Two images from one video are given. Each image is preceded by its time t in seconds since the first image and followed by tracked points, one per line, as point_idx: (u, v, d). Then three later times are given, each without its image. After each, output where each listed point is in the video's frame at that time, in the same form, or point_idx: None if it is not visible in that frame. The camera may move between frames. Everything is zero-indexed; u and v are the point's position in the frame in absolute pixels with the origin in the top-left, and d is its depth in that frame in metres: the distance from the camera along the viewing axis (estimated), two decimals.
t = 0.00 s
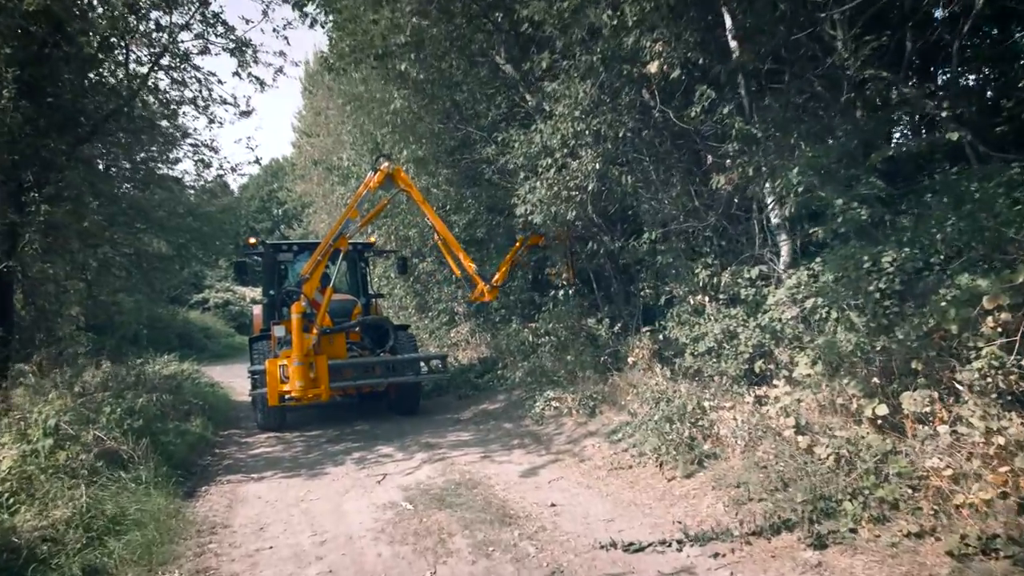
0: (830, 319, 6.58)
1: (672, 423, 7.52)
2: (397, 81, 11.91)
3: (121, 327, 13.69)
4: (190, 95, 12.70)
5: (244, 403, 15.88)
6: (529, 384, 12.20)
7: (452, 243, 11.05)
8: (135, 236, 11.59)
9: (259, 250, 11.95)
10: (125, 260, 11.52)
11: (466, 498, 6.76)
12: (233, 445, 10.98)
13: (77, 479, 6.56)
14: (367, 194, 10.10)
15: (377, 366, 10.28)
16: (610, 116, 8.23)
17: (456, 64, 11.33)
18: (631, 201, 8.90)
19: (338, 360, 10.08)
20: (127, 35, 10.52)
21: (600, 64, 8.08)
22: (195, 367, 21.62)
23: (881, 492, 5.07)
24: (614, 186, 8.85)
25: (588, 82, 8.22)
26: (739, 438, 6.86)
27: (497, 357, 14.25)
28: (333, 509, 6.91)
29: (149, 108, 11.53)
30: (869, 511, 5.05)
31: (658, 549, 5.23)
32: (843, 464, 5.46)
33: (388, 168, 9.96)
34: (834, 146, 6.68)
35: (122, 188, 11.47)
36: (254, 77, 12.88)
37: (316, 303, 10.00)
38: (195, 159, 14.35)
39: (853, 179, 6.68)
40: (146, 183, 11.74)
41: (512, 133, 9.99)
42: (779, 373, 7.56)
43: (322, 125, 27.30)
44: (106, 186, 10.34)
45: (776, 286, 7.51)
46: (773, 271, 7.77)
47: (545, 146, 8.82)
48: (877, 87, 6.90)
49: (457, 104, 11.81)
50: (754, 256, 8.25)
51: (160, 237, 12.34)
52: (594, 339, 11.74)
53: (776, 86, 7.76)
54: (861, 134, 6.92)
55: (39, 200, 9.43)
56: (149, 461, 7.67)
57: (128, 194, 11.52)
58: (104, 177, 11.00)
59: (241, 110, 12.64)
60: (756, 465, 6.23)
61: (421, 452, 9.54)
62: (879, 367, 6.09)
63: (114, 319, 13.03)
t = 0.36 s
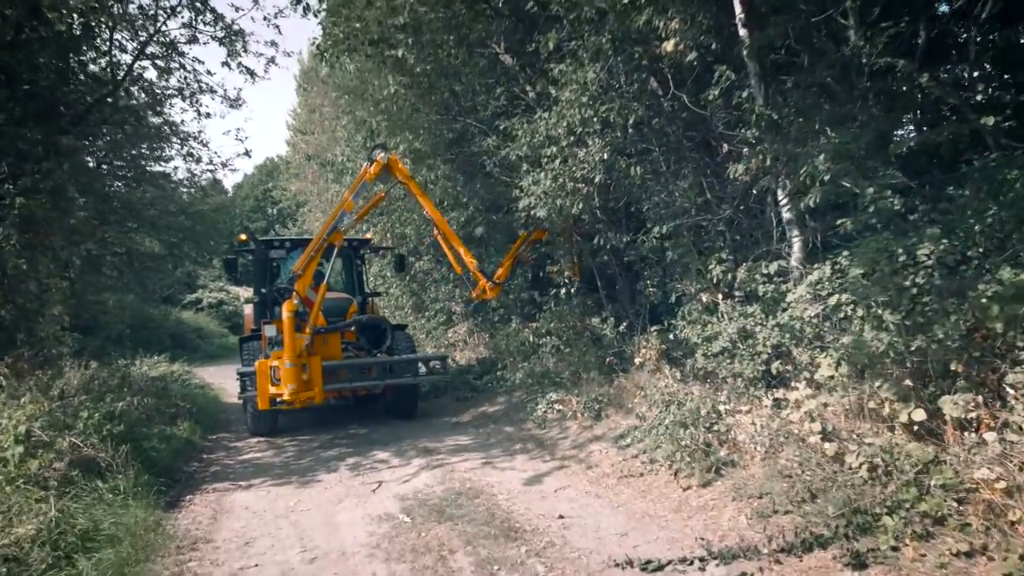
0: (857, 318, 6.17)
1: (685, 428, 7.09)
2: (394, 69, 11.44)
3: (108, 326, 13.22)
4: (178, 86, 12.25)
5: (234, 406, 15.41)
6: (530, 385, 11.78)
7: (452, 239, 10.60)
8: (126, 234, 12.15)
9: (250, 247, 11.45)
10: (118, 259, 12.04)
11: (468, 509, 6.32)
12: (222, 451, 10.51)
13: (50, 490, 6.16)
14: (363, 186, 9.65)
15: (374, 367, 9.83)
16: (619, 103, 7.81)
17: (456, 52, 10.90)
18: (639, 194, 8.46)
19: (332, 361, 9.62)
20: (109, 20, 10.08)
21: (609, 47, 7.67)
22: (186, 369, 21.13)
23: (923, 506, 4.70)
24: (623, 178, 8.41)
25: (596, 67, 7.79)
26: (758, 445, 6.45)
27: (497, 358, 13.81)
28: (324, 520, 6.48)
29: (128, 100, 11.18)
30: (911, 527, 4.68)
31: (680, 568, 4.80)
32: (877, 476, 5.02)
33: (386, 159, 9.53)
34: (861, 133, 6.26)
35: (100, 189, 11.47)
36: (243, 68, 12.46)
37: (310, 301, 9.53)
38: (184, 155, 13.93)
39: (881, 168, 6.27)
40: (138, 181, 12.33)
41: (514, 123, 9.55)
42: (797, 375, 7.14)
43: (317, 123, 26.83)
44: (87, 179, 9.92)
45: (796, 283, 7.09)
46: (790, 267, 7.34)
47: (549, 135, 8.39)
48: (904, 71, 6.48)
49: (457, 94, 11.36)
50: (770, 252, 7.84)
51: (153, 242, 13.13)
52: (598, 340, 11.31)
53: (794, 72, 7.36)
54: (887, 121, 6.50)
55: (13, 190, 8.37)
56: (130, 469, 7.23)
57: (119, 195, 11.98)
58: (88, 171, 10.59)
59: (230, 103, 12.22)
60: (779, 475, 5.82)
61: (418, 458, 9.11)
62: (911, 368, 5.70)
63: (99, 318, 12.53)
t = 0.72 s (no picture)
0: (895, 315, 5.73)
1: (704, 434, 6.63)
2: (393, 55, 10.94)
3: (94, 322, 12.71)
4: (168, 73, 11.73)
5: (227, 405, 14.95)
6: (533, 386, 11.33)
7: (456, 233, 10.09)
8: (120, 230, 12.50)
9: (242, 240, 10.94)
10: (113, 255, 12.35)
11: (472, 522, 5.85)
12: (212, 454, 10.03)
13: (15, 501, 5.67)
14: (362, 176, 9.16)
15: (373, 367, 9.34)
16: (635, 86, 7.30)
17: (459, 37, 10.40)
18: (653, 185, 8.00)
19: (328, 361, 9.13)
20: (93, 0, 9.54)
21: (625, 24, 7.18)
22: (180, 366, 20.68)
23: (981, 526, 4.45)
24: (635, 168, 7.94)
25: (611, 48, 7.28)
26: (785, 453, 5.99)
27: (498, 357, 13.36)
28: (316, 533, 6.01)
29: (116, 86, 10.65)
30: (968, 546, 4.41)
31: None
32: (926, 488, 4.83)
33: (385, 146, 9.04)
34: (901, 117, 5.77)
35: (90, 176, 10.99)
36: (236, 55, 11.97)
37: (305, 297, 9.02)
38: (176, 147, 13.43)
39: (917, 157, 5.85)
40: (133, 176, 12.58)
41: (521, 110, 9.06)
42: (823, 377, 6.69)
43: (314, 118, 26.33)
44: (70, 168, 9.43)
45: (824, 280, 6.62)
46: (817, 263, 6.89)
47: (558, 121, 7.90)
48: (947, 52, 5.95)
49: (459, 81, 10.88)
50: (792, 247, 7.39)
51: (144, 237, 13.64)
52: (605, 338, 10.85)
53: (821, 54, 6.87)
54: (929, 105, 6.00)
55: None
56: (108, 477, 6.75)
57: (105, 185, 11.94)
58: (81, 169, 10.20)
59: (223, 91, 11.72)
60: (809, 487, 5.38)
61: (417, 463, 8.66)
62: (954, 370, 5.32)
63: (84, 314, 12.02)
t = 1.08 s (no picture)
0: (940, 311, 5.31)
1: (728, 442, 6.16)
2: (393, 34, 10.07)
3: (82, 317, 12.21)
4: (159, 59, 11.26)
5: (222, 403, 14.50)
6: (540, 386, 10.85)
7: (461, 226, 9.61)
8: (115, 223, 12.21)
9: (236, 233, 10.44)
10: (108, 250, 12.09)
11: (480, 537, 5.38)
12: (203, 457, 9.56)
13: None
14: (362, 163, 8.70)
15: (374, 368, 8.87)
16: (655, 67, 6.80)
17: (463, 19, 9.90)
18: (670, 174, 7.51)
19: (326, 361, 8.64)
20: None
21: None
22: (176, 363, 20.22)
23: None
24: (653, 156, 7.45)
25: (629, 23, 6.69)
26: (818, 464, 5.53)
27: (502, 356, 12.88)
28: (310, 548, 5.54)
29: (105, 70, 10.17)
30: None
31: None
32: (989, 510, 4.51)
33: (387, 132, 8.58)
34: (952, 97, 5.25)
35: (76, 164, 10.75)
36: (230, 40, 11.49)
37: (301, 293, 8.53)
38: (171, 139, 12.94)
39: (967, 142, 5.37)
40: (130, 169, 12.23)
41: (530, 95, 8.56)
42: (857, 381, 6.21)
43: (313, 111, 25.85)
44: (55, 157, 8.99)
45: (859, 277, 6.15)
46: (851, 257, 6.40)
47: (570, 106, 7.41)
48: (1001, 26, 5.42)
49: (463, 66, 10.38)
50: (822, 240, 6.89)
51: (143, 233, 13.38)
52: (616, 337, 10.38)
53: (857, 31, 6.35)
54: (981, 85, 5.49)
55: None
56: (86, 484, 6.36)
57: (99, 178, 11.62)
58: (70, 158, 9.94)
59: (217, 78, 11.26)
60: (850, 502, 4.91)
61: (419, 468, 8.18)
62: (1008, 377, 4.96)
63: (72, 309, 11.55)
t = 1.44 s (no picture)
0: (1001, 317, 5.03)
1: (757, 451, 5.68)
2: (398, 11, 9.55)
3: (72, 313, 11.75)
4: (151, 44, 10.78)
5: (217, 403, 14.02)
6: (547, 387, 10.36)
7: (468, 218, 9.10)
8: (111, 216, 11.70)
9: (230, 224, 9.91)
10: (103, 243, 11.73)
11: (491, 559, 4.92)
12: (193, 461, 9.07)
13: None
14: (364, 150, 8.21)
15: (375, 369, 8.37)
16: (679, 47, 6.29)
17: None
18: (693, 162, 7.01)
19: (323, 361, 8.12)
20: None
21: None
22: (171, 360, 19.75)
23: None
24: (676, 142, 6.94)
25: None
26: (861, 479, 5.06)
27: (506, 354, 12.38)
28: (304, 569, 5.08)
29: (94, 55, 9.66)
30: None
31: None
32: None
33: (391, 117, 8.09)
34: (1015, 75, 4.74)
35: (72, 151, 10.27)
36: (225, 25, 10.97)
37: (297, 288, 8.01)
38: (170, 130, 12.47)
39: None
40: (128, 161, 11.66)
41: (541, 79, 8.06)
42: (899, 386, 5.71)
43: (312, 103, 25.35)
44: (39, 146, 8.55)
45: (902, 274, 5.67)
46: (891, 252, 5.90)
47: (586, 90, 6.91)
48: None
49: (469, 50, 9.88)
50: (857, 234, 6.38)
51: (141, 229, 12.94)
52: (627, 336, 9.89)
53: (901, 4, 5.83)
54: None
55: None
56: (64, 494, 5.99)
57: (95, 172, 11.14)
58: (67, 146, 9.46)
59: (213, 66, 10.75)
60: (902, 524, 4.52)
61: (421, 475, 7.68)
62: None
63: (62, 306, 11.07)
